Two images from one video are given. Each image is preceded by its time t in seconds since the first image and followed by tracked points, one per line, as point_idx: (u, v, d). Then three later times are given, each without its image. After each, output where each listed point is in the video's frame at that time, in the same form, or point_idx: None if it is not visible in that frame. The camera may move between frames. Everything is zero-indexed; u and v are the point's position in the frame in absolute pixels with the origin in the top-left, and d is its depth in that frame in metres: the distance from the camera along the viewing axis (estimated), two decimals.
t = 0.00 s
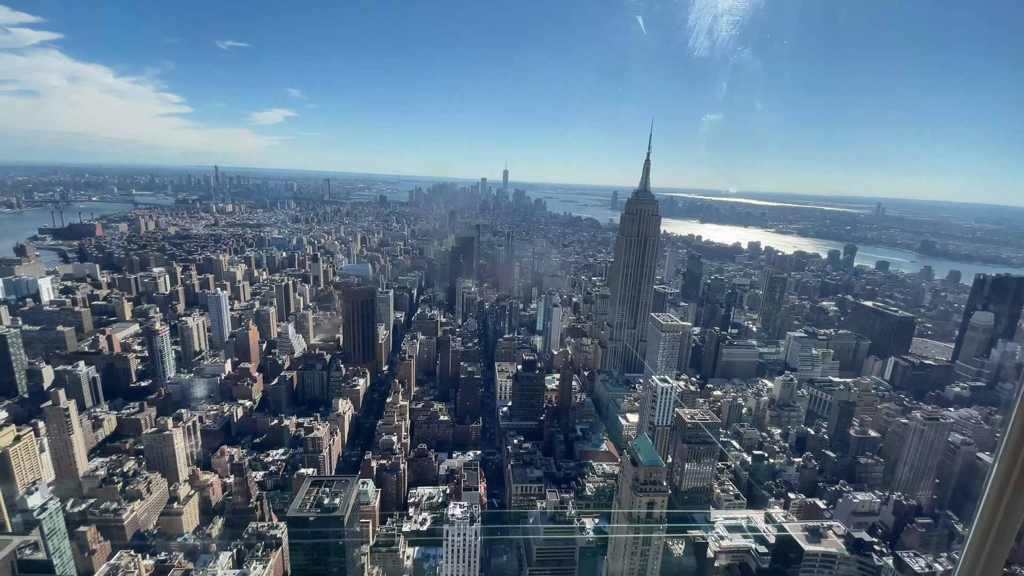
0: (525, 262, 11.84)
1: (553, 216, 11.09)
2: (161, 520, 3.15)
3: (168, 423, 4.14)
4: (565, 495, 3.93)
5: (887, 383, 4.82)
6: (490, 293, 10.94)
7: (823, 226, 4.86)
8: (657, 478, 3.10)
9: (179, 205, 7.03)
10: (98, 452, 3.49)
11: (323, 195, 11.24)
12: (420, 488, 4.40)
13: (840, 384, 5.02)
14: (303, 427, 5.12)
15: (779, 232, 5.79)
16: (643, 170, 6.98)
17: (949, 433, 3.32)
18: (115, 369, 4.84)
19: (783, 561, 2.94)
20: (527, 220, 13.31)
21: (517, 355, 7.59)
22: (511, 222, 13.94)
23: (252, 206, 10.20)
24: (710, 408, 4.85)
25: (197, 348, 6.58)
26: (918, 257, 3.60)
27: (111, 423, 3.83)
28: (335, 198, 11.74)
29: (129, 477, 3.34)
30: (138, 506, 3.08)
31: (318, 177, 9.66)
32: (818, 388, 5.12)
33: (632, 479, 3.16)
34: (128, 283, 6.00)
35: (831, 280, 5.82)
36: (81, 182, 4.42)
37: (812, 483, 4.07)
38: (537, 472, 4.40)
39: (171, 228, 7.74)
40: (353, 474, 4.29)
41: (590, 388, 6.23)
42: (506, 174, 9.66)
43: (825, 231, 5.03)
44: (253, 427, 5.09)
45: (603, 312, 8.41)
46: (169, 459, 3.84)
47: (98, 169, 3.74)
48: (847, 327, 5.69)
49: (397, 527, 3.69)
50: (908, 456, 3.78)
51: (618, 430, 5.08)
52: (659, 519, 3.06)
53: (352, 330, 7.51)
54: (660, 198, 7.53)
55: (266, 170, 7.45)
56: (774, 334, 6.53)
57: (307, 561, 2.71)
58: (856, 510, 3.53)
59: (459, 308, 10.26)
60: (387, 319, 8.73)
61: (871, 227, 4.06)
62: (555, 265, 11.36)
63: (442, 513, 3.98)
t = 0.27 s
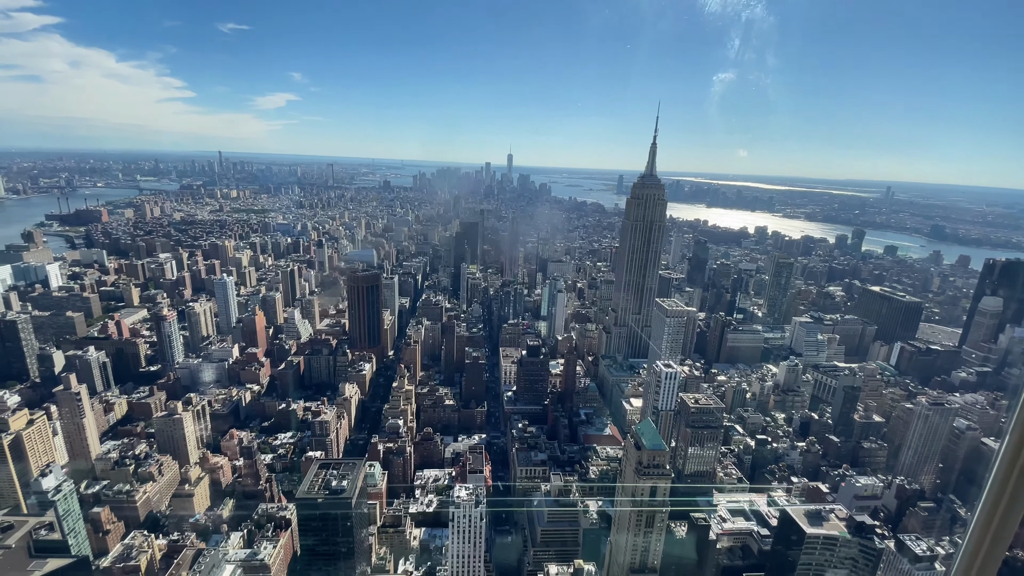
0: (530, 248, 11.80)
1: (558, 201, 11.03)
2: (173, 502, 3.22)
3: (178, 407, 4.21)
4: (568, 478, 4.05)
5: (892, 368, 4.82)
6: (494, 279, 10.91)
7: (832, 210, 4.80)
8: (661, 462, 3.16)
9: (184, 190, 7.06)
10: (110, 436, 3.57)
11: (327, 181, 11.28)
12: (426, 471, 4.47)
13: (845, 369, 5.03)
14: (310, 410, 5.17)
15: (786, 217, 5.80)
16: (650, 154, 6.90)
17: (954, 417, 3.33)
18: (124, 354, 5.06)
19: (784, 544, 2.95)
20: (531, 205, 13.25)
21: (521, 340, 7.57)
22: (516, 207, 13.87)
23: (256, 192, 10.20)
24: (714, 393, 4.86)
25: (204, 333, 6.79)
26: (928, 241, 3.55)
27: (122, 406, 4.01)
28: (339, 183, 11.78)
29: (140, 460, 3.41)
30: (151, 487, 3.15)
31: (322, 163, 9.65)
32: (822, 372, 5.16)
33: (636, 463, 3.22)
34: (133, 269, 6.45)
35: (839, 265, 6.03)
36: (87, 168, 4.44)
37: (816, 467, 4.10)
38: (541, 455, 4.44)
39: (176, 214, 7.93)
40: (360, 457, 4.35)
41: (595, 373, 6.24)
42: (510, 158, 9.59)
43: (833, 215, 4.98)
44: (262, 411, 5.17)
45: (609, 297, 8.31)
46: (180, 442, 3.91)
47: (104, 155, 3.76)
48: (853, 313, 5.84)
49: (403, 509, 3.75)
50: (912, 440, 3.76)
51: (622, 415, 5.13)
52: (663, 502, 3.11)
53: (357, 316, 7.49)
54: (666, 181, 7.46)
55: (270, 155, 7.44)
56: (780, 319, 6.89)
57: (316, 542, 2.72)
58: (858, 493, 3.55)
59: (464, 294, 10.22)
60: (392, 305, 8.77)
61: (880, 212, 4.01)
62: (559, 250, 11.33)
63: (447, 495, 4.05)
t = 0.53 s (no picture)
0: (533, 232, 11.72)
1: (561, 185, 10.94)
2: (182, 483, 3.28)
3: (185, 390, 4.25)
4: (571, 461, 4.03)
5: (896, 352, 4.78)
6: (498, 263, 10.85)
7: (838, 193, 4.74)
8: (662, 444, 3.11)
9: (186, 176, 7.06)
10: (119, 419, 3.67)
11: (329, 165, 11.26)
12: (430, 453, 4.53)
13: (849, 353, 5.02)
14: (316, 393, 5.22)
15: (793, 200, 5.73)
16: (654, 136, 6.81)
17: (957, 401, 3.33)
18: (131, 339, 5.17)
19: (785, 525, 2.85)
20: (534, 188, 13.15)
21: (525, 325, 7.54)
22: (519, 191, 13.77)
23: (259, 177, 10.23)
24: (717, 377, 4.87)
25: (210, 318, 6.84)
26: (935, 224, 3.48)
27: (131, 390, 4.14)
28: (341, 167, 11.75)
29: (150, 442, 3.47)
30: (160, 469, 3.21)
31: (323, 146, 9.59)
32: (826, 357, 5.11)
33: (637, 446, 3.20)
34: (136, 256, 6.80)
35: (845, 249, 6.06)
36: (88, 153, 4.44)
37: (818, 450, 4.11)
38: (544, 438, 4.48)
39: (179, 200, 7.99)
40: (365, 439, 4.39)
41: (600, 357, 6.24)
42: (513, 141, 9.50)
43: (839, 198, 4.92)
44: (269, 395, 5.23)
45: (613, 281, 8.17)
46: (188, 424, 3.96)
47: (104, 139, 3.75)
48: (859, 296, 5.77)
49: (409, 489, 3.87)
50: (915, 424, 3.77)
51: (625, 399, 5.18)
52: (663, 485, 3.04)
53: (362, 300, 7.47)
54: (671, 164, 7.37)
55: (270, 139, 7.39)
56: (784, 305, 6.76)
57: (324, 521, 2.75)
58: (859, 476, 3.53)
59: (468, 279, 10.18)
60: (396, 289, 8.78)
61: (889, 194, 3.94)
62: (563, 235, 11.27)
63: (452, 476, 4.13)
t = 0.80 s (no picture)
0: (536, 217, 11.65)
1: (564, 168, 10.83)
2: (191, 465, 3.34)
3: (192, 374, 4.29)
4: (573, 444, 4.12)
5: (899, 337, 4.77)
6: (500, 248, 10.80)
7: (845, 176, 4.68)
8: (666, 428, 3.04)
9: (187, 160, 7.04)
10: (127, 403, 3.77)
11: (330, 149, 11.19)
12: (434, 436, 4.58)
13: (852, 337, 5.00)
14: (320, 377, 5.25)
15: (798, 182, 5.66)
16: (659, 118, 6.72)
17: (959, 385, 3.35)
18: (137, 323, 5.18)
19: (784, 505, 2.93)
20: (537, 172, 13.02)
21: (527, 310, 7.54)
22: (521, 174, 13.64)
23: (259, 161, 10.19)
24: (719, 361, 4.87)
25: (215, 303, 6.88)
26: (940, 208, 3.40)
27: (138, 373, 4.21)
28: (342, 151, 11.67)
29: (158, 425, 3.52)
30: (168, 451, 3.27)
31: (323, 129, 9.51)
32: (828, 341, 5.11)
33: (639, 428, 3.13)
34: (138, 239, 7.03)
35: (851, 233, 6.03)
36: (88, 137, 4.42)
37: (819, 434, 4.11)
38: (547, 421, 4.53)
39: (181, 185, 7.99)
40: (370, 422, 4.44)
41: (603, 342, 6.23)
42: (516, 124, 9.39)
43: (846, 181, 4.86)
44: (274, 378, 5.28)
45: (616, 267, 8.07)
46: (195, 407, 4.01)
47: (103, 123, 3.73)
48: (863, 282, 5.78)
49: (413, 471, 3.93)
50: (916, 407, 3.78)
51: (627, 383, 5.21)
52: (665, 467, 2.98)
53: (364, 285, 7.45)
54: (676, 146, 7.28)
55: (270, 122, 7.34)
56: (787, 290, 6.70)
57: (330, 502, 2.79)
58: (859, 459, 3.51)
59: (470, 264, 10.15)
60: (398, 274, 8.78)
61: (896, 176, 3.88)
62: (565, 219, 11.19)
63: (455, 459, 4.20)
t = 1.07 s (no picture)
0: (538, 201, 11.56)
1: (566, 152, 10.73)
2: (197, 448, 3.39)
3: (196, 358, 4.34)
4: (574, 428, 4.05)
5: (902, 322, 4.76)
6: (502, 233, 10.74)
7: (850, 159, 4.62)
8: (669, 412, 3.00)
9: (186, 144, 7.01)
10: (133, 387, 3.81)
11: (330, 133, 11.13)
12: (437, 419, 4.63)
13: (854, 322, 4.99)
14: (324, 361, 5.28)
15: (803, 166, 5.60)
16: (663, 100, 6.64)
17: (961, 369, 3.37)
18: (141, 308, 5.17)
19: (784, 489, 2.95)
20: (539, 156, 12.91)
21: (530, 295, 7.51)
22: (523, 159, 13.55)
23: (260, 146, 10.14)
24: (721, 346, 4.86)
25: (217, 288, 6.88)
26: (948, 191, 3.38)
27: (143, 358, 4.25)
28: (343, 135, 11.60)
29: (164, 409, 3.57)
30: (175, 434, 3.32)
31: (323, 113, 9.43)
32: (830, 326, 5.11)
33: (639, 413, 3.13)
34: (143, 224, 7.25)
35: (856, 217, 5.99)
36: (87, 121, 4.40)
37: (819, 419, 4.13)
38: (548, 405, 4.56)
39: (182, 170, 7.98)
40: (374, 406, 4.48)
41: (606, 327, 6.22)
42: (518, 106, 9.27)
43: (851, 164, 4.80)
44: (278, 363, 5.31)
45: (617, 251, 8.01)
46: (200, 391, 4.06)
47: (102, 107, 3.71)
48: (867, 267, 5.78)
49: (417, 454, 3.99)
50: (917, 391, 3.80)
51: (629, 367, 5.23)
52: (666, 450, 2.98)
53: (366, 270, 7.43)
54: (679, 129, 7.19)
55: (269, 104, 7.26)
56: (790, 274, 6.74)
57: (335, 485, 2.83)
58: (859, 443, 3.52)
59: (472, 249, 10.12)
60: (400, 259, 8.77)
61: (902, 160, 3.83)
62: (567, 204, 11.11)
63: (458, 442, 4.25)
